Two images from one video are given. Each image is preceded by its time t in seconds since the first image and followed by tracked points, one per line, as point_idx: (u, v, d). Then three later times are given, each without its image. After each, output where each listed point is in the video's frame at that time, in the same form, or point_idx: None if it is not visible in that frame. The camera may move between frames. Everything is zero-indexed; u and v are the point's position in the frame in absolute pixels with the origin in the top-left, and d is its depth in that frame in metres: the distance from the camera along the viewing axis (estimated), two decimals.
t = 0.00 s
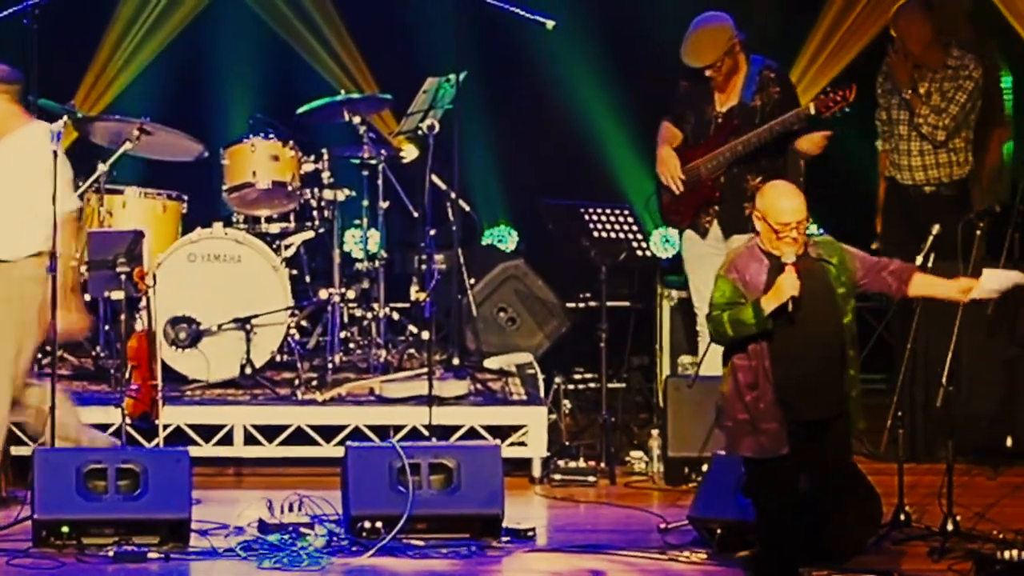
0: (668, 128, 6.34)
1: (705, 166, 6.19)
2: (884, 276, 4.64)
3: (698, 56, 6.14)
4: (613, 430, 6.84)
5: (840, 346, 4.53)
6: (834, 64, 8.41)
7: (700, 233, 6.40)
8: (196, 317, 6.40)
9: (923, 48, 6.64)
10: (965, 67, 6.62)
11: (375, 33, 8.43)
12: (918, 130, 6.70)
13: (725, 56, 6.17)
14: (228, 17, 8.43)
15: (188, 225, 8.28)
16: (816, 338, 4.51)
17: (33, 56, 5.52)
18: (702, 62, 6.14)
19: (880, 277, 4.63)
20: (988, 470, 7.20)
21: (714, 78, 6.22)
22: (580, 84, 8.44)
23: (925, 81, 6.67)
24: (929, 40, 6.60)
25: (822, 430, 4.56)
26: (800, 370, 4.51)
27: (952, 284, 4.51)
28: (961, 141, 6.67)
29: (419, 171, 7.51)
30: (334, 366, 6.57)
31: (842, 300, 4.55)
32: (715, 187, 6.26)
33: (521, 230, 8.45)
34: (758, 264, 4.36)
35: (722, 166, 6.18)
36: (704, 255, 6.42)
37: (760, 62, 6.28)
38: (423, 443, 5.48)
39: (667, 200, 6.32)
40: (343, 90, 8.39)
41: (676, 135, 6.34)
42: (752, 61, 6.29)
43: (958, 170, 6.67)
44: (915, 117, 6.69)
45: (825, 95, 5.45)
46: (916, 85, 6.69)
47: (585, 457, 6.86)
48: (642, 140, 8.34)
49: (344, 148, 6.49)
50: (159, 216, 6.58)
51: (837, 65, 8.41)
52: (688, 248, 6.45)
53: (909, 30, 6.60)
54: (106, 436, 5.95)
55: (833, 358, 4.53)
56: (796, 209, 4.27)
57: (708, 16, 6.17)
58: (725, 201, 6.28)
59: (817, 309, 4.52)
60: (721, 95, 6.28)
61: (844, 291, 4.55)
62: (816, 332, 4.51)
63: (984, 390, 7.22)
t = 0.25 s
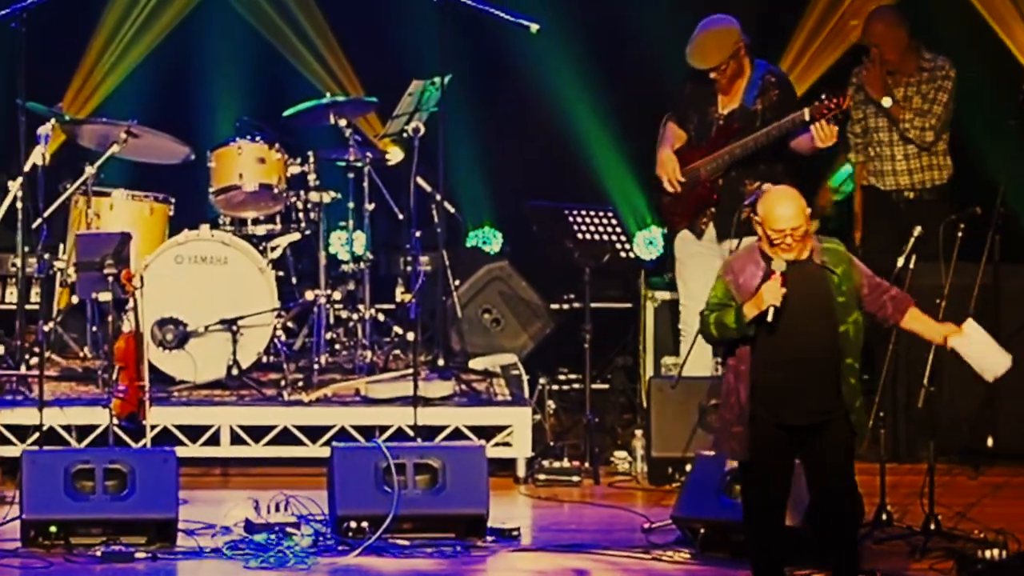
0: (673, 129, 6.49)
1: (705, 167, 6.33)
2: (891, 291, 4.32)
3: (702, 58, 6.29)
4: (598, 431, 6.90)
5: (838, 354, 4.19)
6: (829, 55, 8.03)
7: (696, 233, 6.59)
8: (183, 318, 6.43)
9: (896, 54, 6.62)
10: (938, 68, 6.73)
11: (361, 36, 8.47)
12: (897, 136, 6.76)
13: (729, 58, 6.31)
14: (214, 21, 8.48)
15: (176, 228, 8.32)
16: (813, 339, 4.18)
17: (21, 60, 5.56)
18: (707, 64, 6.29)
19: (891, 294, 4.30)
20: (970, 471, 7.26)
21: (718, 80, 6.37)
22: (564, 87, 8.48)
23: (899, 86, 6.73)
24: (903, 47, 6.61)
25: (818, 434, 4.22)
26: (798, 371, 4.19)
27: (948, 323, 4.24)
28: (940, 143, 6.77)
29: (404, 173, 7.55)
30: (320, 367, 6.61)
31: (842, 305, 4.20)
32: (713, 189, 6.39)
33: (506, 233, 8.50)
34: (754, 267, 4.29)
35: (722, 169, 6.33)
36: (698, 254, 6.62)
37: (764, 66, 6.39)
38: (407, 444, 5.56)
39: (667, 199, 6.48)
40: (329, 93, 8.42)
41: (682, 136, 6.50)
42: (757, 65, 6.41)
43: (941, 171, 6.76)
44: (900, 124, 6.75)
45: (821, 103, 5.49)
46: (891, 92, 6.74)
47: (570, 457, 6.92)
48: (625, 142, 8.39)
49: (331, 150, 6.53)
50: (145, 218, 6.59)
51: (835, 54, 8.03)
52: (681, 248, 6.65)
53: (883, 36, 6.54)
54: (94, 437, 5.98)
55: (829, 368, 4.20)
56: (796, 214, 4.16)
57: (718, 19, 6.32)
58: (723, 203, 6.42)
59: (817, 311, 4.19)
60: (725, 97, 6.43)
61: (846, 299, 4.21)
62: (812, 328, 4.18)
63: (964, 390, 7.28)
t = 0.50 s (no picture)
0: (667, 128, 6.70)
1: (693, 167, 6.53)
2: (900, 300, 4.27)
3: (696, 61, 6.54)
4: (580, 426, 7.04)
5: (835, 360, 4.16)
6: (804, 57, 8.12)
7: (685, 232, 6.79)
8: (174, 316, 6.56)
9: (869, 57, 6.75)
10: (911, 70, 6.88)
11: (348, 39, 8.60)
12: (873, 136, 6.92)
13: (722, 62, 6.54)
14: (204, 24, 8.60)
15: (167, 227, 8.44)
16: (811, 341, 4.15)
17: (15, 64, 5.68)
18: (700, 66, 6.54)
19: (902, 304, 4.25)
20: (944, 465, 7.41)
21: (709, 83, 6.58)
22: (547, 88, 8.61)
23: (872, 87, 6.89)
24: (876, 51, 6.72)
25: (813, 436, 4.21)
26: (794, 372, 4.17)
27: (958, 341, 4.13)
28: (914, 142, 6.91)
29: (390, 173, 7.67)
30: (307, 364, 6.73)
31: (843, 312, 4.16)
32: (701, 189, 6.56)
33: (490, 232, 8.64)
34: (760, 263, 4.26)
35: (709, 169, 6.51)
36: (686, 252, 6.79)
37: (754, 69, 6.56)
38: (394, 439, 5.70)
39: (658, 197, 6.70)
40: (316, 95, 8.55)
41: (676, 135, 6.71)
42: (748, 69, 6.60)
43: (917, 170, 6.90)
44: (879, 125, 6.88)
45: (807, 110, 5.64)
46: (866, 95, 6.89)
47: (553, 452, 7.06)
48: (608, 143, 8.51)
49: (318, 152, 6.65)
50: (136, 218, 6.71)
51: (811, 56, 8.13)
52: (670, 242, 6.82)
53: (855, 41, 6.64)
54: (86, 432, 6.11)
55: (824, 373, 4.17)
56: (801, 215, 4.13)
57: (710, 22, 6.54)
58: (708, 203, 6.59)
59: (816, 315, 4.15)
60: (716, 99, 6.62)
61: (848, 306, 4.16)
62: (811, 331, 4.15)
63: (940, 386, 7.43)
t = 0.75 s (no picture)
0: (651, 128, 6.84)
1: (676, 166, 6.66)
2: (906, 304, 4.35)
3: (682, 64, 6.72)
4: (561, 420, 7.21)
5: (828, 359, 4.29)
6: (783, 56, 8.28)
7: (665, 230, 6.95)
8: (165, 313, 6.71)
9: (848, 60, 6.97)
10: (890, 74, 7.03)
11: (335, 41, 8.75)
12: (850, 136, 7.08)
13: (706, 65, 6.70)
14: (194, 28, 8.73)
15: (157, 226, 8.58)
16: (802, 340, 4.30)
17: (10, 66, 5.82)
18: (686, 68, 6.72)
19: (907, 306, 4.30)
20: (917, 458, 7.59)
21: (695, 85, 6.76)
22: (530, 89, 8.76)
23: (852, 90, 7.06)
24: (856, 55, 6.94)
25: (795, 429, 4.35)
26: (787, 370, 4.32)
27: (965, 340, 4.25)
28: (890, 143, 7.04)
29: (376, 172, 7.82)
30: (295, 359, 6.89)
31: (835, 312, 4.29)
32: (681, 188, 6.72)
33: (473, 230, 8.79)
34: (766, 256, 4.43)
35: (690, 169, 6.67)
36: (666, 250, 6.95)
37: (739, 73, 6.72)
38: (380, 432, 5.86)
39: (640, 194, 6.83)
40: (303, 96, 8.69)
41: (659, 135, 6.84)
42: (733, 73, 6.75)
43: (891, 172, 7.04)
44: (858, 126, 7.03)
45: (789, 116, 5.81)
46: (846, 96, 7.06)
47: (535, 445, 7.24)
48: (589, 143, 8.67)
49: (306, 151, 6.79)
50: (129, 217, 6.85)
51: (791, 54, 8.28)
52: (651, 240, 6.98)
53: (837, 45, 6.92)
54: (80, 426, 6.25)
55: (819, 372, 4.30)
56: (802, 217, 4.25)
57: (698, 27, 6.73)
58: (688, 201, 6.76)
59: (806, 315, 4.29)
60: (700, 100, 6.77)
61: (839, 307, 4.29)
62: (801, 330, 4.29)
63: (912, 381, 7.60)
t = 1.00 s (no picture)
0: (629, 129, 7.08)
1: (653, 166, 6.84)
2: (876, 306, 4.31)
3: (662, 65, 6.88)
4: (542, 414, 7.39)
5: (803, 356, 4.35)
6: (762, 55, 8.45)
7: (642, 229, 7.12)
8: (157, 310, 6.84)
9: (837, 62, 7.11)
10: (878, 77, 7.17)
11: (321, 45, 8.92)
12: (835, 136, 7.24)
13: (686, 68, 6.89)
14: (185, 32, 8.89)
15: (148, 225, 8.75)
16: (776, 337, 4.39)
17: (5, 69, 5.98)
18: (666, 70, 6.88)
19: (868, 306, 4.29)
20: (889, 451, 7.79)
21: (675, 87, 6.94)
22: (512, 91, 8.94)
23: (841, 91, 7.21)
24: (846, 58, 7.08)
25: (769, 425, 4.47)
26: (765, 367, 4.41)
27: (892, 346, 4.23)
28: (874, 144, 7.20)
29: (362, 172, 7.99)
30: (283, 354, 7.06)
31: (805, 310, 4.36)
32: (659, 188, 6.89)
33: (457, 229, 8.96)
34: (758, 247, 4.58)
35: (667, 169, 6.84)
36: (644, 249, 7.14)
37: (717, 78, 6.93)
38: (366, 426, 6.05)
39: (617, 194, 7.00)
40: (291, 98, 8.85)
41: (637, 137, 7.07)
42: (711, 77, 6.97)
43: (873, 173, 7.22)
44: (845, 127, 7.20)
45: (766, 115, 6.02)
46: (834, 97, 7.21)
47: (516, 438, 7.42)
48: (569, 144, 8.85)
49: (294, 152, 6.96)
50: (121, 216, 7.02)
51: (768, 56, 8.46)
52: (629, 243, 7.18)
53: (826, 48, 7.05)
54: (73, 420, 6.42)
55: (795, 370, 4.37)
56: (779, 216, 4.39)
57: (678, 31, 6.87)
58: (665, 200, 6.92)
59: (775, 311, 4.39)
60: (678, 103, 6.98)
61: (808, 305, 4.35)
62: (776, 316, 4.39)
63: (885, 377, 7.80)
